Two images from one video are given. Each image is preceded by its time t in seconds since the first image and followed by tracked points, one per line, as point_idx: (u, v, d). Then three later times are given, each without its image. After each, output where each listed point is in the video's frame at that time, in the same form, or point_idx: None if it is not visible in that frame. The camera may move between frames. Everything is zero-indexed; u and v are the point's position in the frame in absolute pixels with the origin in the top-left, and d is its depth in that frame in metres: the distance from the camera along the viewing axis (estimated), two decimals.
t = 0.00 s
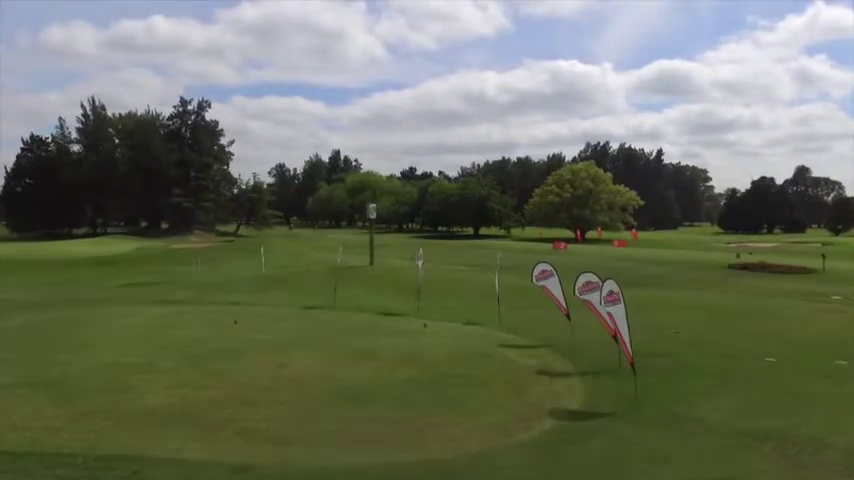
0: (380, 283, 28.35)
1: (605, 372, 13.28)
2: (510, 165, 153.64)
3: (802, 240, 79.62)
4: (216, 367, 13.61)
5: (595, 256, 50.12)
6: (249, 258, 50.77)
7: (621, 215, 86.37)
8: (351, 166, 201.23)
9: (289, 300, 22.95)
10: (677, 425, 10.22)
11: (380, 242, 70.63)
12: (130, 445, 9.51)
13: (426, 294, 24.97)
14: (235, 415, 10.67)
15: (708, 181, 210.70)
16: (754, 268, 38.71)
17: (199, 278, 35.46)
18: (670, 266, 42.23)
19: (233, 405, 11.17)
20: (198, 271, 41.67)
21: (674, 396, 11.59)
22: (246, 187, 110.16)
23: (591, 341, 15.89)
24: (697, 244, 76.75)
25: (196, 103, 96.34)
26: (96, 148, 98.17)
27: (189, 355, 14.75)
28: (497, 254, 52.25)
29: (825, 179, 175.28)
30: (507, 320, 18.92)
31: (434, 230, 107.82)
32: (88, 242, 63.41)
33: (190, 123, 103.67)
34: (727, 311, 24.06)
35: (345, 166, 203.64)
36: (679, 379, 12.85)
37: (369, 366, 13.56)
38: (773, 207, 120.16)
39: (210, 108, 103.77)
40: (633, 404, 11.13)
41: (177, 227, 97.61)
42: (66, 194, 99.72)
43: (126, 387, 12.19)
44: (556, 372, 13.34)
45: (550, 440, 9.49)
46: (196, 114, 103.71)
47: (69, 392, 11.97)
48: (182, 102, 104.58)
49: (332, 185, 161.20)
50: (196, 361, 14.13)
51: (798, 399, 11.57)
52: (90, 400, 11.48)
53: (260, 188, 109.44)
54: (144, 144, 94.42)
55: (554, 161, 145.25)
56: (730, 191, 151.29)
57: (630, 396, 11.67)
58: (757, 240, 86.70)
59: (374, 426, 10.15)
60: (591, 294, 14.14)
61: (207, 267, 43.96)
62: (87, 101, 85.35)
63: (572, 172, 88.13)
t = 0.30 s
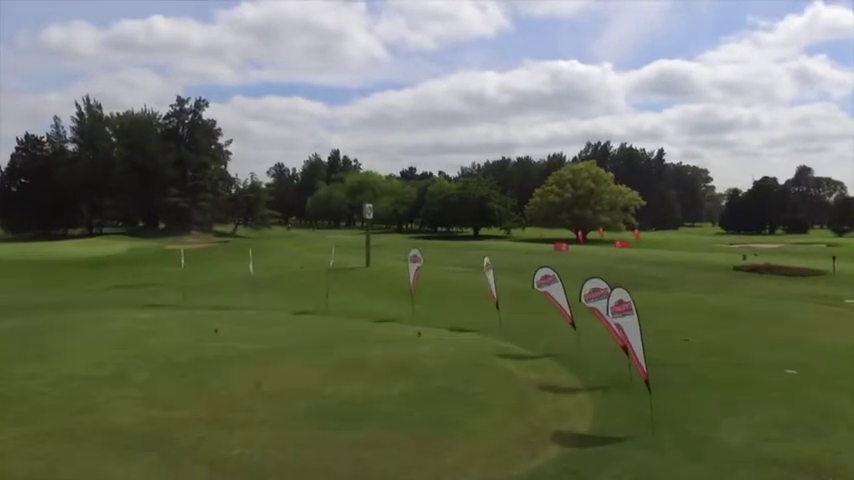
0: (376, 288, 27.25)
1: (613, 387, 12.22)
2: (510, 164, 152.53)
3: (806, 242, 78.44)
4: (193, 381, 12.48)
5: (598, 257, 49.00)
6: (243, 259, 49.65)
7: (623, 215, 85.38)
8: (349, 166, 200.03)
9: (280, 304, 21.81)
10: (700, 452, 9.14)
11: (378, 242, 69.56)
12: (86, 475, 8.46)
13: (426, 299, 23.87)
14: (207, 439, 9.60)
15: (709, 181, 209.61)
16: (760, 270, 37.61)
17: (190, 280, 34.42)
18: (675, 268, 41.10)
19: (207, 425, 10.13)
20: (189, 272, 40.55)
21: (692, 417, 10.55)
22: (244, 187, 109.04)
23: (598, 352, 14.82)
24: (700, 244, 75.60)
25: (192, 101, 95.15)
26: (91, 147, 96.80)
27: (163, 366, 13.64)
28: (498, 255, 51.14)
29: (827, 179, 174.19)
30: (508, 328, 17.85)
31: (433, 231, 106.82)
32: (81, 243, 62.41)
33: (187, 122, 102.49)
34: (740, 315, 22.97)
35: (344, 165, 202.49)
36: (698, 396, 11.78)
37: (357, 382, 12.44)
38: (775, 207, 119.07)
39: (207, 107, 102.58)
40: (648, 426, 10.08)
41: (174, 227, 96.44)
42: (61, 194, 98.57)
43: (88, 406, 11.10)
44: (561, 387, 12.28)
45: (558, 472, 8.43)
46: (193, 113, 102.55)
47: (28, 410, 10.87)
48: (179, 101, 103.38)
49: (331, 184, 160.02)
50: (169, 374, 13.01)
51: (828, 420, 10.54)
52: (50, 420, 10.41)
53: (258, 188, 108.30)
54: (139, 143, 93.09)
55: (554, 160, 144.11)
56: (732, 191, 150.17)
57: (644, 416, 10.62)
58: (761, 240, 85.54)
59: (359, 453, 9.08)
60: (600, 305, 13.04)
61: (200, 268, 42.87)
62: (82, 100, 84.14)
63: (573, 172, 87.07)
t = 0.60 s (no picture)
0: (371, 293, 26.02)
1: (626, 408, 11.03)
2: (510, 164, 151.29)
3: (812, 243, 77.13)
4: (158, 402, 11.26)
5: (601, 259, 47.79)
6: (236, 260, 48.48)
7: (625, 215, 84.10)
8: (348, 166, 198.76)
9: (267, 312, 20.60)
10: None
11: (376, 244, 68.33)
12: None
13: (423, 306, 22.63)
14: (167, 470, 8.44)
15: (709, 181, 208.37)
16: (770, 273, 36.34)
17: (179, 284, 33.23)
18: (681, 271, 39.83)
19: (169, 454, 8.96)
20: (181, 275, 39.37)
21: (717, 447, 9.37)
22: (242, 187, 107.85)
23: (606, 368, 13.61)
24: (705, 245, 74.27)
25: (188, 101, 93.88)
26: (86, 148, 95.52)
27: (128, 384, 12.45)
28: (498, 257, 49.92)
29: (829, 179, 172.90)
30: (507, 339, 16.67)
31: (432, 231, 105.55)
32: (74, 244, 61.28)
33: (183, 121, 101.25)
34: (753, 322, 21.73)
35: (343, 165, 201.26)
36: (719, 420, 10.59)
37: (339, 402, 11.23)
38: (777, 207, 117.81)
39: (204, 106, 101.30)
40: (669, 457, 8.91)
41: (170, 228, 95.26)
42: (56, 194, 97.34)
43: (39, 429, 9.94)
44: (567, 405, 11.11)
45: None
46: (190, 112, 101.31)
47: None
48: (176, 100, 102.10)
49: (330, 184, 158.82)
50: (133, 394, 11.80)
51: None
52: None
53: (255, 188, 107.09)
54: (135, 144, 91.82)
55: (555, 160, 142.85)
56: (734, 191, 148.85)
57: (663, 442, 9.44)
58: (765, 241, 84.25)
59: None
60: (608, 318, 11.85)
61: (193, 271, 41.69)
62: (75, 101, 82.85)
63: (575, 172, 85.94)
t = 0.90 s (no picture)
0: (363, 298, 24.66)
1: (638, 435, 9.80)
2: (510, 164, 149.89)
3: (816, 244, 75.83)
4: (112, 428, 9.98)
5: (603, 261, 46.47)
6: (230, 262, 47.21)
7: (626, 216, 82.79)
8: (348, 166, 197.44)
9: (249, 318, 19.24)
10: None
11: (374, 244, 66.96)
12: None
13: (416, 313, 21.27)
14: None
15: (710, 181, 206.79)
16: (779, 276, 35.02)
17: (164, 288, 31.89)
18: (686, 273, 38.48)
19: None
20: (171, 278, 38.14)
21: None
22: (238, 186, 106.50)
23: (617, 388, 12.30)
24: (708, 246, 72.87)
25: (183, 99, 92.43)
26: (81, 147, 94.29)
27: (84, 404, 11.18)
28: (497, 258, 48.61)
29: (831, 179, 171.42)
30: (506, 351, 15.38)
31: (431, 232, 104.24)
32: (65, 245, 60.04)
33: (179, 120, 99.87)
34: (770, 330, 20.32)
35: (342, 165, 199.88)
36: (750, 450, 9.29)
37: (316, 428, 9.98)
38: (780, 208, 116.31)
39: (200, 104, 99.89)
40: None
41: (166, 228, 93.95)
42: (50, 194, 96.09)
43: None
44: (573, 432, 9.88)
45: None
46: (186, 111, 99.92)
47: None
48: (172, 98, 100.71)
49: (328, 184, 157.47)
50: (83, 419, 10.44)
51: None
52: None
53: (253, 188, 105.73)
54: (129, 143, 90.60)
55: (555, 160, 141.47)
56: (736, 192, 147.39)
57: None
58: (769, 242, 82.85)
59: None
60: (622, 334, 10.55)
61: (183, 274, 40.38)
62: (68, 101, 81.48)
63: (575, 172, 84.62)
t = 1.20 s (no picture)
0: (353, 305, 23.48)
1: (653, 468, 8.71)
2: (510, 164, 148.63)
3: (821, 245, 74.61)
4: (61, 459, 8.89)
5: (605, 262, 45.30)
6: (222, 263, 46.14)
7: (627, 216, 81.65)
8: (347, 166, 196.19)
9: (232, 327, 18.13)
10: None
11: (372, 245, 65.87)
12: None
13: (411, 322, 20.10)
14: None
15: (711, 181, 205.37)
16: (787, 280, 33.85)
17: (149, 293, 30.69)
18: (690, 276, 37.32)
19: None
20: (161, 281, 37.05)
21: None
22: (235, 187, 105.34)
23: (628, 410, 11.14)
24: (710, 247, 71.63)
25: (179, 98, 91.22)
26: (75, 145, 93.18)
27: (38, 428, 10.10)
28: (497, 260, 47.42)
29: (833, 179, 170.04)
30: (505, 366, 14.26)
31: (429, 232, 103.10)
32: (55, 247, 58.82)
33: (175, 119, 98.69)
34: (786, 341, 19.12)
35: (342, 166, 198.68)
36: None
37: (290, 457, 8.90)
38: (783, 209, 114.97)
39: (196, 103, 98.68)
40: None
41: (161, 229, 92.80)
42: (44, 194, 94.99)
43: None
44: (580, 465, 8.78)
45: None
46: (182, 110, 98.74)
47: None
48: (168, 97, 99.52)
49: (327, 184, 156.33)
50: (32, 447, 9.36)
51: None
52: None
53: (249, 188, 104.57)
54: (124, 142, 89.48)
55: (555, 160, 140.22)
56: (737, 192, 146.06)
57: None
58: (772, 243, 81.64)
59: None
60: (637, 357, 9.50)
61: (174, 276, 39.24)
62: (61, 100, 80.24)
63: (575, 172, 83.43)
